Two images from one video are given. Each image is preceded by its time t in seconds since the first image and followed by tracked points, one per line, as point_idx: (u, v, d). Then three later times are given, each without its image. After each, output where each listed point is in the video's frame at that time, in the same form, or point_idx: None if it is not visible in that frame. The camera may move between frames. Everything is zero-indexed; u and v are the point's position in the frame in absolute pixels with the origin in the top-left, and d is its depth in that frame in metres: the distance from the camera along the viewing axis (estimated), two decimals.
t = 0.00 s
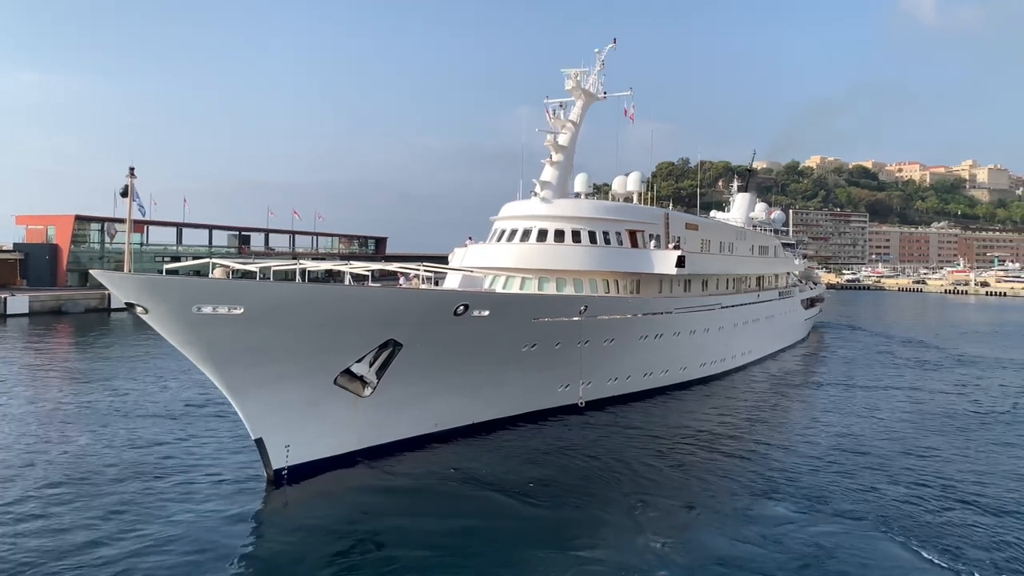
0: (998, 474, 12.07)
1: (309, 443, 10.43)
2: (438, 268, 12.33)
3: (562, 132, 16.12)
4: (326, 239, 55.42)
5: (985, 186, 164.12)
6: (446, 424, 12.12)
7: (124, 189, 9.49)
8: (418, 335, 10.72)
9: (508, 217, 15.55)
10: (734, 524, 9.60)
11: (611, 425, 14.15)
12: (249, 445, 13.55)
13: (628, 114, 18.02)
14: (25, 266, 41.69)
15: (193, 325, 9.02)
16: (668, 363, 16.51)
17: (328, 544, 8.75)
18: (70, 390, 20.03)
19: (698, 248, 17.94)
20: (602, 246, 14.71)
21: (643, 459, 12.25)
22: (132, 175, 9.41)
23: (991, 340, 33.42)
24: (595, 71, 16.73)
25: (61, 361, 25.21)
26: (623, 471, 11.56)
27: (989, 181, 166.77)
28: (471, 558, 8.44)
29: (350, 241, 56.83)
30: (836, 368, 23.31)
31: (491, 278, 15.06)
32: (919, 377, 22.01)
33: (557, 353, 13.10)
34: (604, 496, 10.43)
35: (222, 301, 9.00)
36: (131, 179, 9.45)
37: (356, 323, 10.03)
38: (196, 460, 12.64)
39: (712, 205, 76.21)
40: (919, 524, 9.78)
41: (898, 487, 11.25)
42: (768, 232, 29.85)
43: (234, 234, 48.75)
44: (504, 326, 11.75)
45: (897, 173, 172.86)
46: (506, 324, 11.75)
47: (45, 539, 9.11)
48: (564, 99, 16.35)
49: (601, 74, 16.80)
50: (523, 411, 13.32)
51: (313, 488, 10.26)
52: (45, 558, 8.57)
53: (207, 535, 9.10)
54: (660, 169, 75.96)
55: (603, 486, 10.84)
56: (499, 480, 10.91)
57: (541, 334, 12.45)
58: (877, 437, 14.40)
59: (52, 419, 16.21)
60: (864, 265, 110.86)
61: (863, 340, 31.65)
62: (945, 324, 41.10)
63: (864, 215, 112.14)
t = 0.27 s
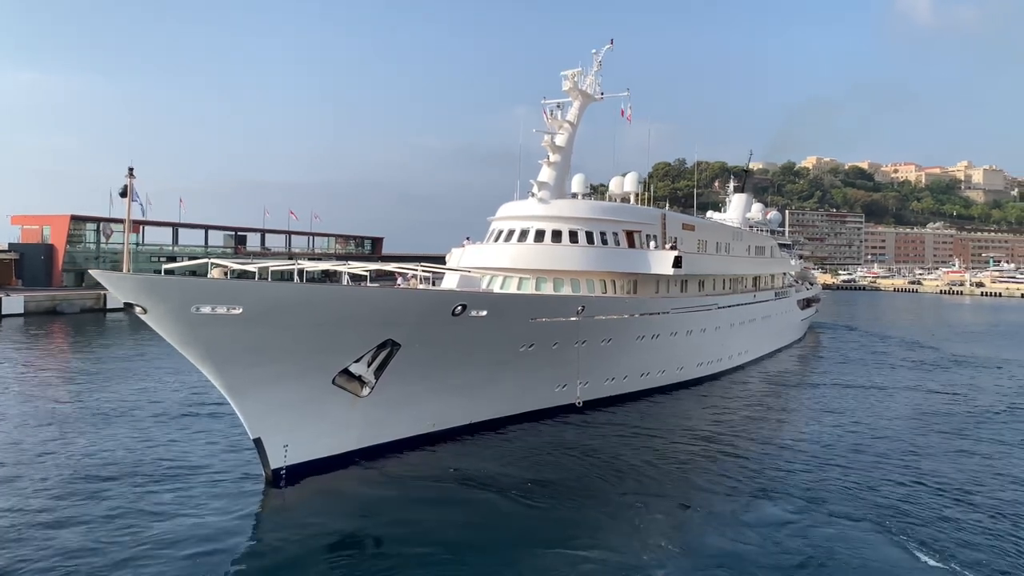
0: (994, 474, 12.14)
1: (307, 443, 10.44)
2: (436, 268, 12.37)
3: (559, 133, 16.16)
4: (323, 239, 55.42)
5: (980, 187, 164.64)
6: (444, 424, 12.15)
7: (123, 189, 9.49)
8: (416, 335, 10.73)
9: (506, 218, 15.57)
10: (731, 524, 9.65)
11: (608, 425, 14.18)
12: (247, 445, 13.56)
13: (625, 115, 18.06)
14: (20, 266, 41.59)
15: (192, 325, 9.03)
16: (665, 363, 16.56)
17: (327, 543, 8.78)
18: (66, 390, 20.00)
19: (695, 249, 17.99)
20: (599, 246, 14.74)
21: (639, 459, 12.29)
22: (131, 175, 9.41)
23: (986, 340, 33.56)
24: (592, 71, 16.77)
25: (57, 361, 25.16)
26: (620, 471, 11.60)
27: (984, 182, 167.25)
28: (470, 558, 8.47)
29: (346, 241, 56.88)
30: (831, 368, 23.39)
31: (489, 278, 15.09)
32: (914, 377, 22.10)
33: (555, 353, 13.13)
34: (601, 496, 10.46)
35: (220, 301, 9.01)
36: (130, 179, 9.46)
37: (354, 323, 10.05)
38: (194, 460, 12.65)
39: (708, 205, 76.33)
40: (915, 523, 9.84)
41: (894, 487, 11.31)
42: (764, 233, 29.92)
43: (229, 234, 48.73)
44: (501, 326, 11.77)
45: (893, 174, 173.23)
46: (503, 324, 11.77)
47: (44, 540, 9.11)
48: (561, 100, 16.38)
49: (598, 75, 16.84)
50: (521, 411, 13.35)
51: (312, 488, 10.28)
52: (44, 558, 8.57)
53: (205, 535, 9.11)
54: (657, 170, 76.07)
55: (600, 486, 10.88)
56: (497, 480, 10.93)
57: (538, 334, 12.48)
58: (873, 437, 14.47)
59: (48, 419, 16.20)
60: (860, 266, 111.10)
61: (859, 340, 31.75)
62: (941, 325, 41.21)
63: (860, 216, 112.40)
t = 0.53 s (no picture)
0: (989, 474, 12.20)
1: (306, 443, 10.45)
2: (434, 268, 12.40)
3: (556, 133, 16.20)
4: (319, 239, 55.39)
5: (975, 187, 165.13)
6: (442, 424, 12.17)
7: (122, 189, 9.50)
8: (414, 335, 10.76)
9: (503, 218, 15.61)
10: (727, 523, 9.69)
11: (606, 425, 14.23)
12: (244, 445, 13.57)
13: (622, 115, 18.12)
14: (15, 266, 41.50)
15: (191, 325, 9.05)
16: (662, 363, 16.61)
17: (325, 544, 8.81)
18: (62, 391, 19.98)
19: (692, 249, 18.04)
20: (596, 246, 14.78)
21: (637, 458, 12.34)
22: (130, 175, 9.43)
23: (981, 340, 33.70)
24: (589, 72, 16.81)
25: (53, 362, 25.13)
26: (618, 471, 11.64)
27: (979, 182, 167.72)
28: (469, 558, 8.49)
29: (342, 241, 56.87)
30: (827, 368, 23.46)
31: (486, 279, 15.12)
32: (910, 377, 22.19)
33: (552, 353, 13.16)
34: (599, 496, 10.50)
35: (219, 301, 9.02)
36: (129, 179, 9.47)
37: (352, 323, 10.07)
38: (191, 460, 12.66)
39: (705, 206, 76.48)
40: (910, 522, 9.90)
41: (889, 486, 11.38)
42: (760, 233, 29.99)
43: (225, 234, 48.68)
44: (499, 327, 11.80)
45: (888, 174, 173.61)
46: (501, 325, 11.80)
47: (43, 541, 9.12)
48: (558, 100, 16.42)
49: (595, 75, 16.89)
50: (518, 411, 13.38)
51: (310, 488, 10.30)
52: (42, 559, 8.58)
53: (204, 535, 9.13)
54: (653, 170, 76.14)
55: (598, 486, 10.92)
56: (495, 480, 10.96)
57: (536, 334, 12.51)
58: (868, 437, 14.53)
59: (45, 420, 16.19)
60: (856, 266, 111.34)
61: (855, 340, 31.84)
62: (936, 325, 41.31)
63: (856, 216, 112.64)
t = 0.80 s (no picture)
0: (987, 474, 12.23)
1: (305, 443, 10.47)
2: (432, 269, 12.42)
3: (554, 134, 16.23)
4: (316, 239, 55.39)
5: (971, 187, 165.58)
6: (440, 424, 12.20)
7: (122, 190, 9.51)
8: (412, 335, 10.79)
9: (501, 218, 15.64)
10: (725, 523, 9.73)
11: (603, 425, 14.27)
12: (243, 446, 13.59)
13: (619, 116, 18.16)
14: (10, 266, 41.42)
15: (190, 325, 9.07)
16: (659, 363, 16.65)
17: (324, 543, 8.83)
18: (59, 391, 19.97)
19: (689, 249, 18.09)
20: (594, 246, 14.82)
21: (634, 458, 12.37)
22: (130, 175, 9.44)
23: (977, 340, 33.82)
24: (587, 72, 16.85)
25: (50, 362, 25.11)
26: (616, 471, 11.68)
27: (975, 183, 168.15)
28: (467, 558, 8.50)
29: (339, 241, 56.89)
30: (824, 368, 23.53)
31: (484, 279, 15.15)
32: (907, 377, 22.27)
33: (550, 353, 13.20)
34: (597, 496, 10.53)
35: (218, 302, 9.04)
36: (129, 180, 9.48)
37: (351, 324, 10.09)
38: (189, 460, 12.68)
39: (701, 206, 76.64)
40: (906, 521, 9.95)
41: (886, 486, 11.43)
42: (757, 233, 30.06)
43: (222, 234, 48.66)
44: (497, 327, 11.83)
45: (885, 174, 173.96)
46: (499, 325, 11.83)
47: (40, 541, 9.10)
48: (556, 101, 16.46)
49: (593, 76, 16.92)
50: (516, 411, 13.42)
51: (309, 488, 10.32)
52: (41, 559, 8.59)
53: (203, 535, 9.14)
54: (650, 170, 76.23)
55: (596, 486, 10.96)
56: (493, 480, 10.99)
57: (534, 334, 12.55)
58: (865, 436, 14.60)
59: (43, 420, 16.18)
60: (852, 266, 111.57)
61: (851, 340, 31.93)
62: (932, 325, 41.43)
63: (852, 216, 112.87)
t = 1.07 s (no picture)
0: (984, 474, 12.27)
1: (304, 443, 10.50)
2: (431, 269, 12.46)
3: (552, 134, 16.26)
4: (313, 239, 55.36)
5: (967, 188, 165.94)
6: (439, 424, 12.23)
7: (122, 190, 9.54)
8: (411, 335, 10.82)
9: (499, 218, 15.67)
10: (723, 522, 9.78)
11: (601, 424, 14.31)
12: (242, 445, 13.61)
13: (617, 116, 18.20)
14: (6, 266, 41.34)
15: (190, 325, 9.09)
16: (657, 363, 16.70)
17: (324, 543, 8.85)
18: (57, 391, 19.96)
19: (687, 249, 18.13)
20: (592, 246, 14.85)
21: (633, 458, 12.41)
22: (130, 176, 9.46)
23: (973, 339, 33.91)
24: (584, 73, 16.88)
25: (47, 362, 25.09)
26: (614, 471, 11.71)
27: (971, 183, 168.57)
28: (467, 558, 8.52)
29: (336, 241, 56.90)
30: (821, 368, 23.59)
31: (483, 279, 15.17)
32: (903, 376, 22.35)
33: (548, 353, 13.23)
34: (596, 496, 10.57)
35: (218, 302, 9.06)
36: (129, 181, 9.51)
37: (350, 324, 10.12)
38: (188, 460, 12.69)
39: (698, 206, 76.74)
40: (903, 521, 10.00)
41: (883, 485, 11.48)
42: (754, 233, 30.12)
43: (219, 234, 48.63)
44: (496, 327, 11.86)
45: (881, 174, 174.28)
46: (498, 324, 11.87)
47: (40, 541, 9.10)
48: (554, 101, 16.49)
49: (590, 76, 16.96)
50: (515, 411, 13.46)
51: (308, 488, 10.34)
52: (41, 559, 8.59)
53: (203, 535, 9.16)
54: (647, 170, 76.31)
55: (594, 485, 11.00)
56: (492, 479, 11.03)
57: (532, 334, 12.58)
58: (862, 436, 14.66)
59: (41, 420, 16.18)
60: (849, 266, 111.79)
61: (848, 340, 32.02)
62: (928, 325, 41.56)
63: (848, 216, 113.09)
